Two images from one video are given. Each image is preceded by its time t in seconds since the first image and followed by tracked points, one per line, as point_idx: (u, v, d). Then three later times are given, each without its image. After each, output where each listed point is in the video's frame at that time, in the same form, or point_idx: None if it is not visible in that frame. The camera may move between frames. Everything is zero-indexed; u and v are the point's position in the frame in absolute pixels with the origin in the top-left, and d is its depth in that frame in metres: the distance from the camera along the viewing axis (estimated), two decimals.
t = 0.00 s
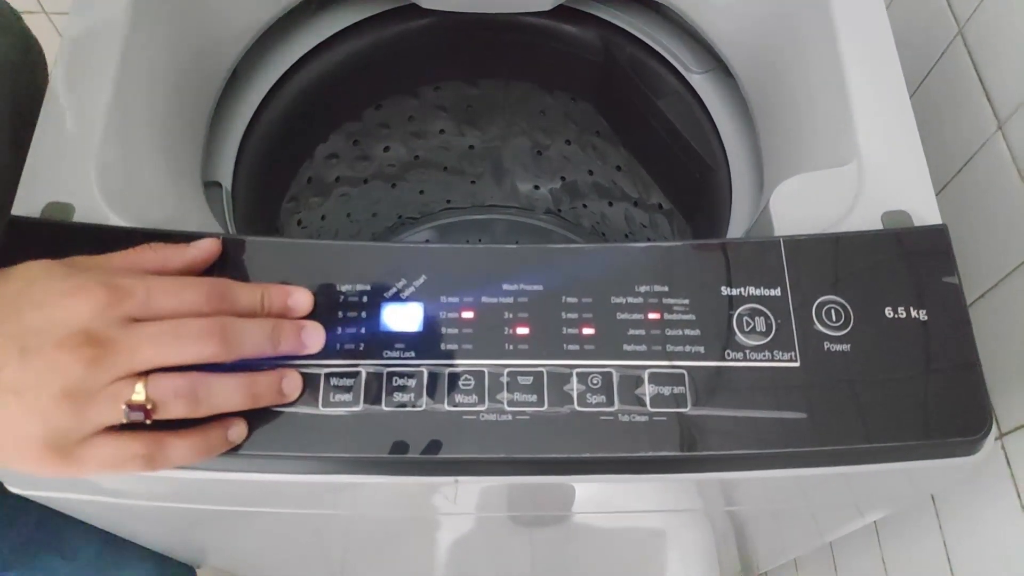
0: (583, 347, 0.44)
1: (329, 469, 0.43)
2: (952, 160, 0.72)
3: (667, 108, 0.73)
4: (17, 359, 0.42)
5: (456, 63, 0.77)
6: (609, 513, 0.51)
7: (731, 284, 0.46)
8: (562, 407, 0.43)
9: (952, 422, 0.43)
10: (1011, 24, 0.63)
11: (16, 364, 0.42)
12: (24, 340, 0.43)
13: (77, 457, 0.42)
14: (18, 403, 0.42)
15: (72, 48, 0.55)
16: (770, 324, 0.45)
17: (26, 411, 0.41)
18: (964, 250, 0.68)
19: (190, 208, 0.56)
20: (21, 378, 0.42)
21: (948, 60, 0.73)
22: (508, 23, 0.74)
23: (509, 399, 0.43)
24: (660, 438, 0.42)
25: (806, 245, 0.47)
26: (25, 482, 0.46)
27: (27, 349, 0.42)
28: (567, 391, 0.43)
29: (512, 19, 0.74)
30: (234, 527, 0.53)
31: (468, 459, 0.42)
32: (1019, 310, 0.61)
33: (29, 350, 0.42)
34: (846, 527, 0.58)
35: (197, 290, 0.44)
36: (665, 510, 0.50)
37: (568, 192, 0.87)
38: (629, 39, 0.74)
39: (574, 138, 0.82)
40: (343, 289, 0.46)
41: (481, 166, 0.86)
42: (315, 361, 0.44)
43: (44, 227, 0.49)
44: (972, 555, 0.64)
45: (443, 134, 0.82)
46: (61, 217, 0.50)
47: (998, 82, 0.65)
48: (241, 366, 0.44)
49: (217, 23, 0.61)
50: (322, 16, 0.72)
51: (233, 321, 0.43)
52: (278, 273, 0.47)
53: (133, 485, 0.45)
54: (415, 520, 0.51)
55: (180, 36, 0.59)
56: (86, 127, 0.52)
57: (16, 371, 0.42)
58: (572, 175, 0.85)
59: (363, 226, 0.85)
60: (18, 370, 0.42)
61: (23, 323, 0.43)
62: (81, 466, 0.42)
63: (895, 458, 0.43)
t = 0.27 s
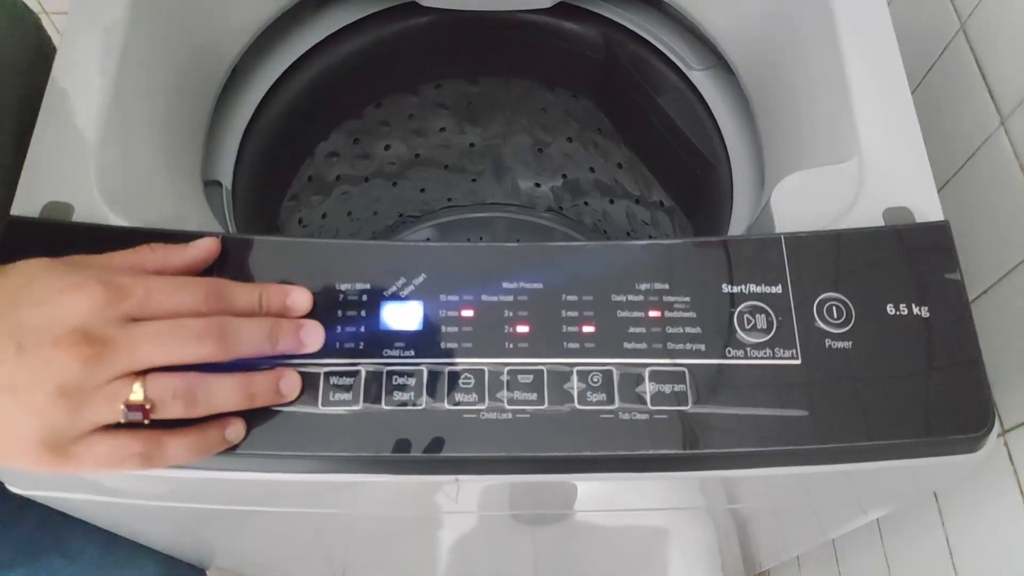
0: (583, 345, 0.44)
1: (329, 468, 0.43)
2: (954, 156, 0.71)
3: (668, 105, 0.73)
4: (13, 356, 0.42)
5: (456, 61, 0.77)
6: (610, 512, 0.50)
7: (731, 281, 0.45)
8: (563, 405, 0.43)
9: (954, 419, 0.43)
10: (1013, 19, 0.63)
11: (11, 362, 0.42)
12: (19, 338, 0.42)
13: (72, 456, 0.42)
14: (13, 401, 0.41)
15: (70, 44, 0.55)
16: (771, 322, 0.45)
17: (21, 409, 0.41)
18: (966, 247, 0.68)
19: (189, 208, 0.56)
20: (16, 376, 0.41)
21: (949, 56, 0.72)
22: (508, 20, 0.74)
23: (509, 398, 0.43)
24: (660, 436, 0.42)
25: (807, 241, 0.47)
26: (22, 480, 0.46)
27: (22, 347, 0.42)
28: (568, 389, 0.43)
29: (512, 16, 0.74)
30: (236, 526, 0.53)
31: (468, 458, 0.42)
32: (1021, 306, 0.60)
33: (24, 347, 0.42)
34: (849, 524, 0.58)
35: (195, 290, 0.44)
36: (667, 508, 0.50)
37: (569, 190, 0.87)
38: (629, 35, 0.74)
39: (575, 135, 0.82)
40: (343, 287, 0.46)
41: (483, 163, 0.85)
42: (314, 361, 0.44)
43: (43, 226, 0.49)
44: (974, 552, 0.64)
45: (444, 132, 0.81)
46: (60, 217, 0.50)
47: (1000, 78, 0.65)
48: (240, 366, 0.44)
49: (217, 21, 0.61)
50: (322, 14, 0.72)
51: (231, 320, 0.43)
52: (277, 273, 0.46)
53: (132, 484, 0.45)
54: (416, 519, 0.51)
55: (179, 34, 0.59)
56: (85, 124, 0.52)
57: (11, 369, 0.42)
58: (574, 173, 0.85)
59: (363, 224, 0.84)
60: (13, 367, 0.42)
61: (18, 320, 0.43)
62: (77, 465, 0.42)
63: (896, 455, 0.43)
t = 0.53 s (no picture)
0: (583, 343, 0.44)
1: (329, 466, 0.43)
2: (955, 154, 0.71)
3: (669, 103, 0.73)
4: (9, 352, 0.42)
5: (456, 58, 0.77)
6: (610, 510, 0.50)
7: (732, 279, 0.45)
8: (562, 403, 0.43)
9: (954, 417, 0.43)
10: (1015, 16, 0.63)
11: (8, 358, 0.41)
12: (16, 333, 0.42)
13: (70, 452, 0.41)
14: (10, 397, 0.41)
15: (70, 40, 0.54)
16: (771, 319, 0.45)
17: (18, 405, 0.41)
18: (967, 245, 0.68)
19: (189, 205, 0.56)
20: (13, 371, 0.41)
21: (951, 54, 0.72)
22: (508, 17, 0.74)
23: (509, 395, 0.43)
24: (660, 433, 0.42)
25: (807, 239, 0.46)
26: (21, 476, 0.46)
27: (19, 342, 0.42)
28: (568, 387, 0.43)
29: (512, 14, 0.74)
30: (236, 523, 0.53)
31: (467, 456, 0.42)
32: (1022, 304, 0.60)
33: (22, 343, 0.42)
34: (849, 523, 0.58)
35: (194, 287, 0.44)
36: (667, 506, 0.50)
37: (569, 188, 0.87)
38: (630, 33, 0.73)
39: (575, 133, 0.81)
40: (343, 285, 0.46)
41: (483, 162, 0.85)
42: (314, 358, 0.44)
43: (43, 223, 0.49)
44: (975, 550, 0.64)
45: (445, 130, 0.81)
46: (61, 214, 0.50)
47: (1002, 75, 0.65)
48: (240, 363, 0.44)
49: (217, 17, 0.61)
50: (322, 11, 0.72)
51: (230, 317, 0.43)
52: (277, 271, 0.46)
53: (130, 481, 0.45)
54: (417, 517, 0.51)
55: (179, 31, 0.58)
56: (85, 121, 0.52)
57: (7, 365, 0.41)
58: (574, 171, 0.84)
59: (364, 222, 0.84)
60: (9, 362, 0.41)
61: (14, 315, 0.43)
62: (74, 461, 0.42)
63: (897, 453, 0.43)
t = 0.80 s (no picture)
0: (582, 338, 0.44)
1: (329, 460, 0.43)
2: (955, 150, 0.71)
3: (669, 100, 0.73)
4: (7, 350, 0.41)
5: (456, 55, 0.77)
6: (610, 505, 0.50)
7: (732, 275, 0.45)
8: (562, 397, 0.43)
9: (954, 412, 0.43)
10: (1014, 13, 0.63)
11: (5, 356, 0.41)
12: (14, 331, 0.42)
13: (71, 450, 0.41)
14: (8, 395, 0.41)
15: (69, 34, 0.54)
16: (771, 314, 0.45)
17: (17, 403, 0.40)
18: (966, 242, 0.68)
19: (189, 201, 0.56)
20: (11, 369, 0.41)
21: (950, 51, 0.72)
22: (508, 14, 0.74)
23: (508, 390, 0.43)
24: (660, 428, 0.42)
25: (807, 235, 0.47)
26: (21, 473, 0.46)
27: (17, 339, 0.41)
28: (567, 381, 0.43)
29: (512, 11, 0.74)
30: (237, 519, 0.53)
31: (467, 450, 0.42)
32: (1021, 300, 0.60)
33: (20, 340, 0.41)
34: (849, 518, 0.58)
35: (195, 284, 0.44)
36: (667, 501, 0.50)
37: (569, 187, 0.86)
38: (630, 29, 0.74)
39: (575, 131, 0.81)
40: (342, 280, 0.46)
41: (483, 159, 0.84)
42: (314, 353, 0.44)
43: (43, 219, 0.49)
44: (974, 546, 0.64)
45: (444, 128, 0.81)
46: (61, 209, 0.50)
47: (1001, 71, 0.65)
48: (240, 359, 0.44)
49: (216, 12, 0.61)
50: (323, 8, 0.72)
51: (232, 313, 0.43)
52: (277, 266, 0.46)
53: (131, 477, 0.45)
54: (417, 512, 0.51)
55: (179, 26, 0.59)
56: (85, 114, 0.52)
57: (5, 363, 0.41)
58: (575, 168, 0.84)
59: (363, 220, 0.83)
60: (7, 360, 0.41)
61: (13, 314, 0.42)
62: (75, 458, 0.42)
63: (896, 448, 0.43)
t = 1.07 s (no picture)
0: (583, 331, 0.44)
1: (330, 452, 0.43)
2: (955, 147, 0.71)
3: (669, 95, 0.73)
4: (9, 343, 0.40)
5: (457, 50, 0.77)
6: (610, 498, 0.51)
7: (732, 268, 0.46)
8: (562, 390, 0.43)
9: (953, 406, 0.43)
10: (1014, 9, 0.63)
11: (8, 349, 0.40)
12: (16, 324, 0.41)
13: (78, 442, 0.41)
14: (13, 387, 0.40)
15: (72, 27, 0.54)
16: (771, 308, 0.45)
17: (22, 395, 0.40)
18: (966, 239, 0.68)
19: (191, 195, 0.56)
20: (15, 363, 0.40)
21: (951, 48, 0.72)
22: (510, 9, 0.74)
23: (509, 382, 0.43)
24: (660, 421, 0.42)
25: (807, 229, 0.47)
26: (23, 465, 0.46)
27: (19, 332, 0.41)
28: (568, 374, 0.43)
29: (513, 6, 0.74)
30: (238, 511, 0.53)
31: (468, 442, 0.42)
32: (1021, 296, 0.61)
33: (22, 333, 0.41)
34: (847, 513, 0.58)
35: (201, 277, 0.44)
36: (667, 494, 0.50)
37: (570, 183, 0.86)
38: (630, 25, 0.74)
39: (575, 127, 0.82)
40: (344, 273, 0.46)
41: (483, 156, 0.85)
42: (316, 345, 0.44)
43: (45, 212, 0.49)
44: (972, 541, 0.64)
45: (445, 124, 0.81)
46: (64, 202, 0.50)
47: (1001, 68, 0.65)
48: (242, 351, 0.44)
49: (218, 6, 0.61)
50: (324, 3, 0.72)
51: (239, 306, 0.43)
52: (279, 259, 0.47)
53: (133, 469, 0.45)
54: (418, 505, 0.51)
55: (181, 19, 0.59)
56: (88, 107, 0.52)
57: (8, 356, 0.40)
58: (575, 165, 0.84)
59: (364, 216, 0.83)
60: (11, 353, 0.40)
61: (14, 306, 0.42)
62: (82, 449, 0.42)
63: (896, 441, 0.43)
